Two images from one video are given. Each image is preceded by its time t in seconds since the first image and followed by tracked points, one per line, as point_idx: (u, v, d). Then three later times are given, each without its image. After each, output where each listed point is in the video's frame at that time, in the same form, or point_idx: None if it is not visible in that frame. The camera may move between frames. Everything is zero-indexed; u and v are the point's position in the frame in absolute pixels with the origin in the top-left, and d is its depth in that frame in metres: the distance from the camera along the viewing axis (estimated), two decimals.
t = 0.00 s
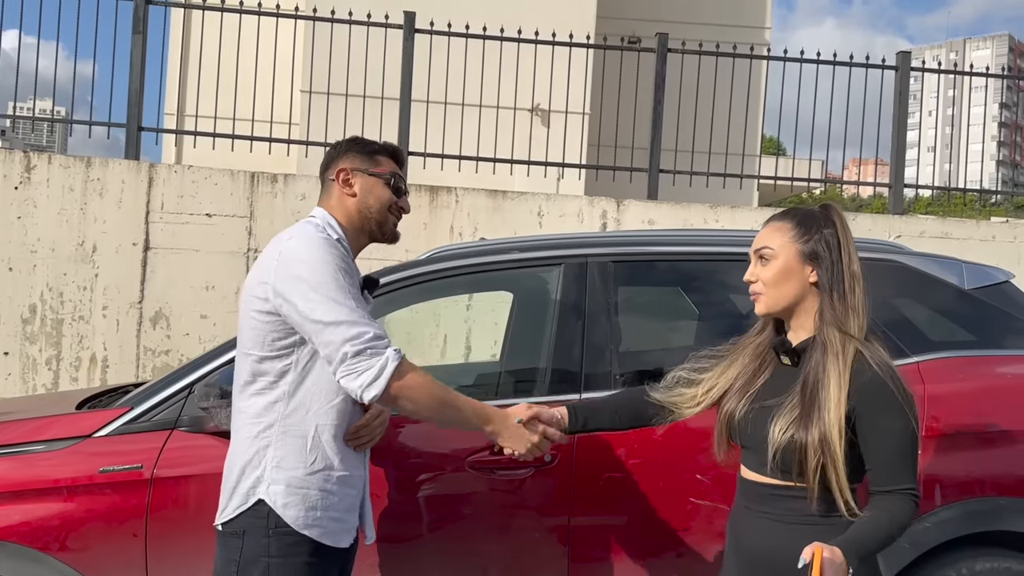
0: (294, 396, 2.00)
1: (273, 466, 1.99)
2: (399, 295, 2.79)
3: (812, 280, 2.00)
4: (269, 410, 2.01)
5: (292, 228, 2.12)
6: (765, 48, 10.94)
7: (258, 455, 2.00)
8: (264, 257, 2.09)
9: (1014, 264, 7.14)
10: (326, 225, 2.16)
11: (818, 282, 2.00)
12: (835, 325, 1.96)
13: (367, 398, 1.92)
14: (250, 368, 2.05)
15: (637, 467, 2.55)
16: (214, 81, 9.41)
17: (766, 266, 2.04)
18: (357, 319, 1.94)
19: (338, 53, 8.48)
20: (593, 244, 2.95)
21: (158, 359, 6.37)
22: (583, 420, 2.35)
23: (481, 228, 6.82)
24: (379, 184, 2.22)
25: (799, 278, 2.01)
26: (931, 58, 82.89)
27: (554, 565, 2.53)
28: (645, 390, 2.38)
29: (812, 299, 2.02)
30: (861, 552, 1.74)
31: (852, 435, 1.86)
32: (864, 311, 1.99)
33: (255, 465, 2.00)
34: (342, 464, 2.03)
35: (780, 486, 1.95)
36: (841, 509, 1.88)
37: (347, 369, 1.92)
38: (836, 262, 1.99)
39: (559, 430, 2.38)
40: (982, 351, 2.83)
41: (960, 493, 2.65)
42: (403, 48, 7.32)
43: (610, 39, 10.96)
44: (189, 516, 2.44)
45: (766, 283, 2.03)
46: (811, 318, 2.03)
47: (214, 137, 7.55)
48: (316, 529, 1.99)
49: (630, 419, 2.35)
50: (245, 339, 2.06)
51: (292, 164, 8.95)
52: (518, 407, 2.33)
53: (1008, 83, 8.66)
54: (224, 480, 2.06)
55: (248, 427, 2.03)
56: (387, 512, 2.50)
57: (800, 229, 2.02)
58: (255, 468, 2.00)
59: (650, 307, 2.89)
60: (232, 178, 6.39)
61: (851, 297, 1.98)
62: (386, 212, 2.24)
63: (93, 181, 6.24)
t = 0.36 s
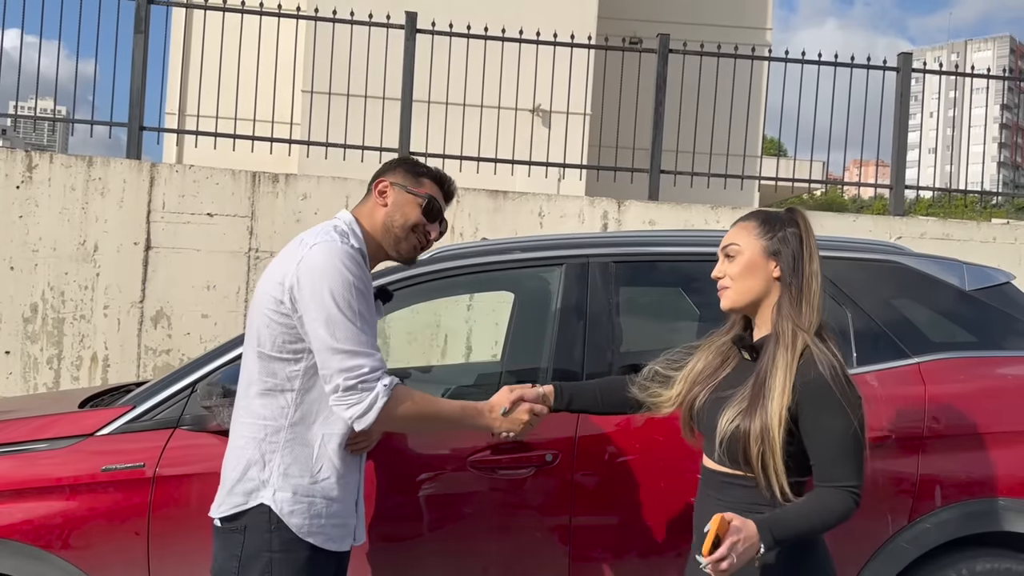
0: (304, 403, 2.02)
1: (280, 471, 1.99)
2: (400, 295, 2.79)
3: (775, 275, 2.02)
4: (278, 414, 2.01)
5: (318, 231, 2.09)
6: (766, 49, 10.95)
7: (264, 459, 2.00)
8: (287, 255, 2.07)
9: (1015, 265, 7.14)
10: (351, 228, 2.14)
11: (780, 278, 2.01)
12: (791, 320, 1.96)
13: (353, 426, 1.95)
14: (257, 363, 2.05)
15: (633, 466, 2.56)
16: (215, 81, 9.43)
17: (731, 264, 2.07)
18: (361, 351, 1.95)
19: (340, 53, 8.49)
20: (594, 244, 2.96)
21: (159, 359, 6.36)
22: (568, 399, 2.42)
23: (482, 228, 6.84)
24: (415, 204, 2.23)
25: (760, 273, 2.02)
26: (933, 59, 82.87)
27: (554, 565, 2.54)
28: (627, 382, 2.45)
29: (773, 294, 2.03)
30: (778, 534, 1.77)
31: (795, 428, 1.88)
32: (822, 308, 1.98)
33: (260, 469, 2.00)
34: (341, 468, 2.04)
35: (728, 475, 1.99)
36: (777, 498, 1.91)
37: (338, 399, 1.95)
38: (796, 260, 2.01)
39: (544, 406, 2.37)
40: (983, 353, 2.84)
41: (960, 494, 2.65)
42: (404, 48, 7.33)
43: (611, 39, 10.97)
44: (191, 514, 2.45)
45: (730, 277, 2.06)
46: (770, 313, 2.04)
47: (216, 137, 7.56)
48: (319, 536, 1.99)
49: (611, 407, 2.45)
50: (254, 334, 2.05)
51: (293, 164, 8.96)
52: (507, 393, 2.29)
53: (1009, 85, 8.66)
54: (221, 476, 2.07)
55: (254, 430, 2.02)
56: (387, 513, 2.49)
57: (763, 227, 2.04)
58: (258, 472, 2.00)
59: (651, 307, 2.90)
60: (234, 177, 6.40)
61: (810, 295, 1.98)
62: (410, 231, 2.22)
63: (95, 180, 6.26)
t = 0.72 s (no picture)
0: (305, 407, 2.02)
1: (278, 474, 2.00)
2: (402, 296, 2.78)
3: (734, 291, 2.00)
4: (279, 417, 2.01)
5: (326, 237, 2.08)
6: (767, 50, 10.97)
7: (263, 461, 2.00)
8: (296, 259, 2.07)
9: (1016, 267, 7.15)
10: (358, 234, 2.14)
11: (738, 294, 2.00)
12: (751, 336, 1.95)
13: (356, 436, 1.96)
14: (262, 366, 2.05)
15: (630, 467, 2.57)
16: (217, 80, 9.44)
17: (694, 279, 2.07)
18: (368, 363, 1.96)
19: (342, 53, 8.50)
20: (595, 245, 2.97)
21: (160, 358, 6.35)
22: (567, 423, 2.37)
23: (484, 228, 6.85)
24: (426, 215, 2.22)
25: (722, 289, 2.01)
26: (933, 60, 82.82)
27: (555, 565, 2.54)
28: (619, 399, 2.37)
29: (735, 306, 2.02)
30: (713, 520, 1.83)
31: (749, 429, 1.89)
32: (784, 319, 1.96)
33: (258, 471, 2.00)
34: (337, 471, 2.04)
35: (691, 471, 2.03)
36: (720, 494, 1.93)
37: (344, 410, 1.96)
38: (755, 271, 1.98)
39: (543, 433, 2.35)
40: (984, 355, 2.84)
41: (962, 496, 2.65)
42: (406, 49, 7.34)
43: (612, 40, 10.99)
44: (194, 514, 2.45)
45: (694, 293, 2.06)
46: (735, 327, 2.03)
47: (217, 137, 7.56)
48: (316, 540, 2.00)
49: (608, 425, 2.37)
50: (261, 338, 2.05)
51: (295, 164, 8.97)
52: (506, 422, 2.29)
53: (1011, 87, 8.67)
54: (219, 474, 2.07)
55: (253, 432, 2.02)
56: (388, 512, 2.50)
57: (723, 241, 2.02)
58: (256, 474, 2.00)
59: (651, 309, 2.90)
60: (236, 177, 6.40)
61: (770, 309, 1.96)
62: (422, 242, 2.23)
63: (97, 179, 6.27)
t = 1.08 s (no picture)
0: (300, 403, 2.03)
1: (280, 471, 2.00)
2: (402, 296, 2.79)
3: (717, 286, 2.01)
4: (276, 415, 2.02)
5: (300, 233, 2.08)
6: (769, 51, 10.98)
7: (264, 460, 2.01)
8: (271, 259, 2.08)
9: (1017, 269, 7.15)
10: (336, 230, 2.12)
11: (722, 289, 2.00)
12: (732, 330, 1.96)
13: (351, 423, 1.97)
14: (253, 368, 2.06)
15: (628, 468, 2.57)
16: (218, 80, 9.45)
17: (679, 275, 2.08)
18: (352, 350, 1.96)
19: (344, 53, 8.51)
20: (596, 246, 2.97)
21: (161, 358, 6.36)
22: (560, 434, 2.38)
23: (484, 229, 6.86)
24: (406, 210, 2.23)
25: (705, 285, 2.02)
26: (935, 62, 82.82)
27: (555, 566, 2.54)
28: (613, 407, 2.39)
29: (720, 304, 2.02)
30: (697, 519, 1.86)
31: (732, 425, 1.89)
32: (764, 312, 1.95)
33: (260, 470, 2.01)
34: (338, 462, 2.04)
35: (678, 472, 2.04)
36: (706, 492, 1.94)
37: (336, 399, 1.97)
38: (736, 265, 1.98)
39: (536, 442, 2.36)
40: (983, 357, 2.84)
41: (962, 498, 2.65)
42: (408, 49, 7.35)
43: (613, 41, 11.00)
44: (195, 514, 2.46)
45: (679, 290, 2.06)
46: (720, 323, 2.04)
47: (219, 137, 7.56)
48: (326, 531, 2.00)
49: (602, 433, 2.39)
50: (248, 340, 2.06)
51: (296, 164, 8.98)
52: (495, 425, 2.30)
53: (1012, 89, 8.67)
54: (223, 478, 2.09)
55: (253, 433, 2.03)
56: (388, 512, 2.50)
57: (705, 238, 2.03)
58: (260, 472, 2.01)
59: (651, 310, 2.91)
60: (237, 177, 6.41)
61: (749, 303, 1.96)
62: (404, 236, 2.25)
63: (98, 179, 6.28)
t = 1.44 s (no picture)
0: (288, 399, 2.03)
1: (272, 467, 2.01)
2: (403, 296, 2.80)
3: (731, 283, 2.01)
4: (266, 413, 2.03)
5: (275, 232, 2.10)
6: (770, 52, 10.97)
7: (255, 457, 2.02)
8: (250, 259, 2.09)
9: (1017, 272, 7.15)
10: (314, 226, 2.12)
11: (735, 286, 2.00)
12: (747, 328, 1.96)
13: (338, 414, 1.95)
14: (241, 369, 2.08)
15: (629, 470, 2.57)
16: (220, 80, 9.46)
17: (691, 273, 2.08)
18: (330, 339, 1.95)
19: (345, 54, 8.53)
20: (596, 247, 2.98)
21: (161, 357, 6.36)
22: (563, 415, 2.36)
23: (485, 230, 6.88)
24: (383, 194, 2.21)
25: (718, 283, 2.02)
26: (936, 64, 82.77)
27: (555, 567, 2.54)
28: (620, 410, 2.40)
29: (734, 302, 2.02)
30: (709, 524, 1.85)
31: (746, 428, 1.89)
32: (780, 310, 1.96)
33: (252, 467, 2.01)
34: (328, 458, 2.03)
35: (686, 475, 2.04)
36: (719, 496, 1.93)
37: (319, 391, 1.95)
38: (752, 263, 1.98)
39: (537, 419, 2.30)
40: (983, 359, 2.85)
41: (960, 501, 2.65)
42: (409, 51, 7.35)
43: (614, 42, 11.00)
44: (195, 513, 2.46)
45: (692, 288, 2.07)
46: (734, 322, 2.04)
47: (220, 137, 7.56)
48: (319, 527, 1.99)
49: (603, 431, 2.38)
50: (233, 342, 2.08)
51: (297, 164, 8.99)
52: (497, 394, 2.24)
53: (1013, 91, 8.68)
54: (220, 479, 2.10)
55: (244, 431, 2.04)
56: (388, 512, 2.51)
57: (718, 235, 2.04)
58: (252, 469, 2.01)
59: (651, 310, 2.91)
60: (238, 177, 6.42)
61: (764, 300, 1.96)
62: (387, 220, 2.23)
63: (99, 178, 6.29)
